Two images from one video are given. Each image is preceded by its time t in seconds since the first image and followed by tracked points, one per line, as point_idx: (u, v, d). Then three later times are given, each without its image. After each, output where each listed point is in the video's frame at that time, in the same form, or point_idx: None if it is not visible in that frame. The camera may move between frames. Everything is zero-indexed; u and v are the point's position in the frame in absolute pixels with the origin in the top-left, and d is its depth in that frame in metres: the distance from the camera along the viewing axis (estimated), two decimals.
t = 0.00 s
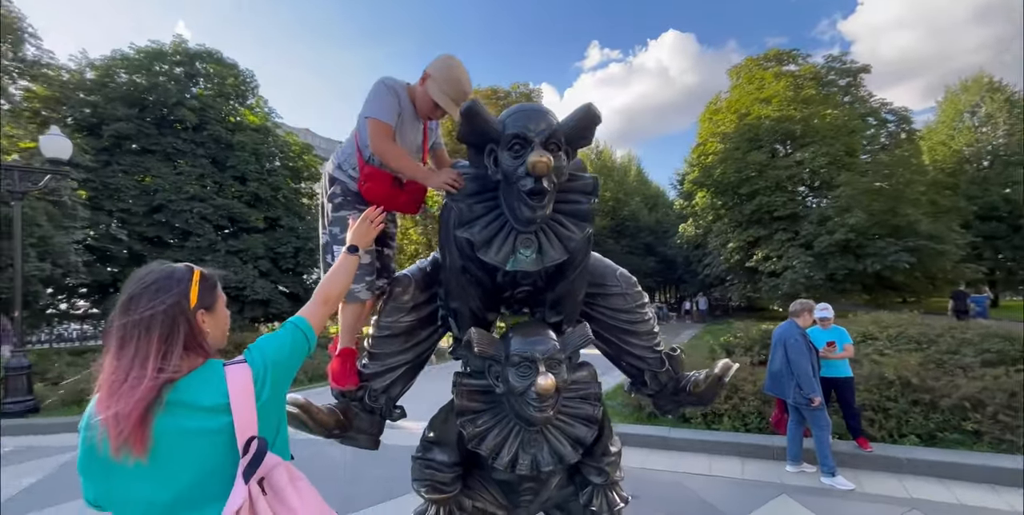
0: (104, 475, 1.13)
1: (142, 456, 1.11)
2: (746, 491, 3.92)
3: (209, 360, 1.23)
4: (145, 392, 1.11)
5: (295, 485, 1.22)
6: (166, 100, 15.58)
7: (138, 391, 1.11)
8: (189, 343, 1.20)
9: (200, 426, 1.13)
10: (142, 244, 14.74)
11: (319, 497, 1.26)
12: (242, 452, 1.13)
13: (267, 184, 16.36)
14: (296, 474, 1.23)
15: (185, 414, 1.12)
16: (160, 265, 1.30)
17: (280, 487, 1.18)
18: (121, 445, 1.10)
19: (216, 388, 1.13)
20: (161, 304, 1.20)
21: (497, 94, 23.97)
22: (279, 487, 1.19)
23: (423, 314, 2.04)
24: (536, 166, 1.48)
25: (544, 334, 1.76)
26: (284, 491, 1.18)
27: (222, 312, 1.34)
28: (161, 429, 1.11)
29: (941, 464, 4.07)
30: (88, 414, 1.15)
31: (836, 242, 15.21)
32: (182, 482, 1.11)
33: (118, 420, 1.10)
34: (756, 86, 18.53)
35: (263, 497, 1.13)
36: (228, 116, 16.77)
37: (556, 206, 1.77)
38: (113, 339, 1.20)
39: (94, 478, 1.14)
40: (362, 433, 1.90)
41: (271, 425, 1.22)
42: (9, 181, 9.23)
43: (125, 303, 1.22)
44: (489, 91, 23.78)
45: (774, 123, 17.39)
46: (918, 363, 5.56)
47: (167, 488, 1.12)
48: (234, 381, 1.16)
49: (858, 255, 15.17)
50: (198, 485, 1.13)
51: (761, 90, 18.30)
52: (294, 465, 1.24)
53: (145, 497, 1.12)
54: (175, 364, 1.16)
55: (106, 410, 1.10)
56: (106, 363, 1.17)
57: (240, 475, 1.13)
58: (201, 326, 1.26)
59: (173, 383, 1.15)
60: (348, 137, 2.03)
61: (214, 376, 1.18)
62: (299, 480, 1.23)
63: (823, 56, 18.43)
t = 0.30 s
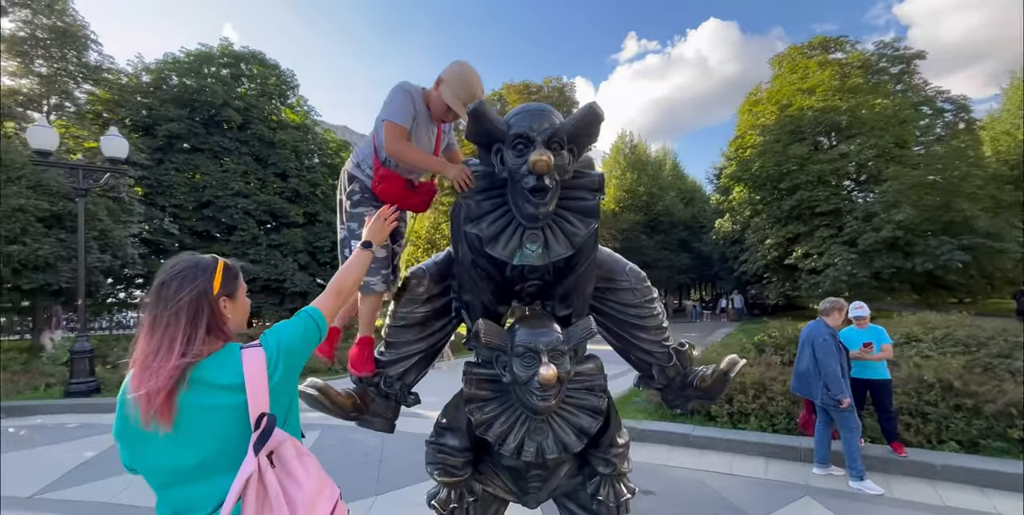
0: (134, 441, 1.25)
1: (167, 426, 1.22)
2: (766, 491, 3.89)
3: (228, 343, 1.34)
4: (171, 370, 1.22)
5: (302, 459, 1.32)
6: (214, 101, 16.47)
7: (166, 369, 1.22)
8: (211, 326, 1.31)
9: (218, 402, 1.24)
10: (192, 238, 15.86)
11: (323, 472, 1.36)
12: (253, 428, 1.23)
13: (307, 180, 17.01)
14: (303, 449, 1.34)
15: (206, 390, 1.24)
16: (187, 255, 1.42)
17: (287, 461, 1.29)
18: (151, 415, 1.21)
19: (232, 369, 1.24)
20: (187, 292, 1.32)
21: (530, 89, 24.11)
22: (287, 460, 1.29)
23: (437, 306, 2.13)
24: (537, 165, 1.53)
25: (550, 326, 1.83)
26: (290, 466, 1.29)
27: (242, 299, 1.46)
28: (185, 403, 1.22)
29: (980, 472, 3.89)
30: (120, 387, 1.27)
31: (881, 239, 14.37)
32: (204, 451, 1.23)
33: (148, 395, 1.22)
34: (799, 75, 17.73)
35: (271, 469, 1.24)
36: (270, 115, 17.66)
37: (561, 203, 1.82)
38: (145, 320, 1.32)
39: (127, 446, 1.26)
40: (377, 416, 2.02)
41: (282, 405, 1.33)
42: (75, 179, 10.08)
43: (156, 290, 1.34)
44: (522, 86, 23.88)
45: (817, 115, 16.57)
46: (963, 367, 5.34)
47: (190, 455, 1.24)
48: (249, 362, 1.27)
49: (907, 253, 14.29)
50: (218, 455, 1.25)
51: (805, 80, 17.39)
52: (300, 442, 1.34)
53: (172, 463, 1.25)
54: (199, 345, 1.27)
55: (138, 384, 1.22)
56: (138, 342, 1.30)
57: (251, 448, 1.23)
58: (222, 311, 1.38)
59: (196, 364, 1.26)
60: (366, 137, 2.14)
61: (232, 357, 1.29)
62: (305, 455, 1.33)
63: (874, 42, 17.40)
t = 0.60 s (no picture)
0: (134, 425, 1.32)
1: (163, 411, 1.29)
2: (783, 494, 3.81)
3: (222, 334, 1.42)
4: (169, 358, 1.29)
5: (286, 448, 1.38)
6: (249, 98, 17.02)
7: (164, 357, 1.29)
8: (208, 318, 1.39)
9: (212, 390, 1.31)
10: (229, 231, 16.55)
11: (307, 460, 1.42)
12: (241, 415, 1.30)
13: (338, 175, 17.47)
14: (288, 438, 1.40)
15: (200, 379, 1.31)
16: (187, 250, 1.50)
17: (272, 449, 1.35)
18: (149, 400, 1.29)
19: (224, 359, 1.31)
20: (187, 285, 1.41)
21: (557, 82, 23.98)
22: (273, 449, 1.36)
23: (439, 301, 2.17)
24: (528, 163, 1.53)
25: (546, 322, 1.85)
26: (275, 454, 1.35)
27: (238, 293, 1.54)
28: (180, 389, 1.29)
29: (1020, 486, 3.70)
30: (121, 374, 1.35)
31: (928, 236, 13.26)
32: (196, 435, 1.29)
33: (147, 381, 1.29)
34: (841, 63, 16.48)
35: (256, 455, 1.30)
36: (303, 111, 18.18)
37: (556, 200, 1.82)
38: (146, 311, 1.40)
39: (124, 430, 1.33)
40: (380, 406, 2.08)
41: (270, 395, 1.39)
42: (120, 175, 10.64)
43: (158, 283, 1.42)
44: (549, 79, 23.76)
45: (858, 106, 14.19)
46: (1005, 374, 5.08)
47: (184, 440, 1.31)
48: (241, 352, 1.34)
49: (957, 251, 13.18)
50: (210, 439, 1.32)
51: (845, 68, 14.53)
52: (286, 430, 1.40)
53: (167, 447, 1.31)
54: (196, 335, 1.34)
55: (137, 370, 1.29)
56: (138, 331, 1.37)
57: (239, 434, 1.30)
58: (219, 304, 1.46)
59: (191, 352, 1.32)
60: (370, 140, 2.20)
61: (227, 347, 1.36)
62: (290, 443, 1.39)
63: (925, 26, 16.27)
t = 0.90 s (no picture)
0: (118, 403, 1.39)
1: (145, 390, 1.35)
2: (795, 495, 3.72)
3: (205, 315, 1.48)
4: (152, 337, 1.36)
5: (262, 429, 1.42)
6: (276, 93, 17.43)
7: (148, 336, 1.36)
8: (191, 301, 1.45)
9: (193, 371, 1.37)
10: (257, 224, 17.01)
11: (282, 440, 1.46)
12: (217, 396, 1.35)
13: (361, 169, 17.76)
14: (264, 419, 1.44)
15: (181, 359, 1.37)
16: (173, 235, 1.56)
17: (249, 429, 1.40)
18: (132, 378, 1.35)
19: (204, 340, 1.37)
20: (170, 268, 1.46)
21: (581, 74, 23.78)
22: (251, 429, 1.40)
23: (434, 289, 2.17)
24: (511, 149, 1.52)
25: (536, 311, 1.83)
26: (251, 434, 1.40)
27: (222, 276, 1.57)
28: (161, 367, 1.35)
29: None
30: (108, 353, 1.42)
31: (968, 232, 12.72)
32: (177, 414, 1.36)
33: (130, 360, 1.36)
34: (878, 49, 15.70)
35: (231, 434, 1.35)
36: (329, 105, 18.52)
37: (548, 187, 1.79)
38: (132, 293, 1.46)
39: (111, 406, 1.40)
40: (373, 392, 2.10)
41: (250, 374, 1.43)
42: (153, 168, 11.06)
43: (144, 266, 1.48)
44: (572, 71, 23.55)
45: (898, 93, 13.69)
46: None
47: (165, 418, 1.37)
48: (221, 334, 1.39)
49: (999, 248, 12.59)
50: (189, 417, 1.38)
51: (885, 55, 14.47)
52: (263, 412, 1.45)
53: (148, 424, 1.38)
54: (178, 316, 1.40)
55: (121, 349, 1.36)
56: (126, 312, 1.44)
57: (215, 414, 1.35)
58: (203, 288, 1.51)
59: (173, 334, 1.38)
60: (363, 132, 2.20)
61: (207, 329, 1.42)
62: (266, 424, 1.43)
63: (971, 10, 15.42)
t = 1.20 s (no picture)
0: (112, 374, 1.52)
1: (136, 359, 1.47)
2: (803, 488, 3.65)
3: (192, 290, 1.59)
4: (140, 310, 1.46)
5: (242, 399, 1.49)
6: (297, 84, 17.70)
7: (136, 309, 1.47)
8: (177, 276, 1.56)
9: (181, 341, 1.48)
10: (279, 213, 17.37)
11: (264, 411, 1.53)
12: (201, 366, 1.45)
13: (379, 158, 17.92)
14: (246, 390, 1.51)
15: (169, 330, 1.48)
16: (159, 213, 1.65)
17: (229, 399, 1.47)
18: (122, 349, 1.47)
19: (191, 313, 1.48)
20: (156, 244, 1.56)
21: (600, 62, 23.48)
22: (232, 399, 1.48)
23: (429, 271, 2.17)
24: (493, 127, 1.50)
25: (525, 293, 1.83)
26: (233, 404, 1.47)
27: (210, 251, 1.68)
28: (149, 338, 1.47)
29: None
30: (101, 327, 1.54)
31: (1005, 224, 12.15)
32: (165, 382, 1.48)
33: (121, 331, 1.47)
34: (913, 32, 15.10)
35: (212, 403, 1.43)
36: (348, 96, 18.71)
37: (537, 168, 1.78)
38: (122, 268, 1.57)
39: (105, 375, 1.53)
40: (369, 372, 2.15)
41: (235, 346, 1.55)
42: (177, 157, 11.33)
43: (132, 243, 1.58)
44: (592, 60, 23.27)
45: (933, 79, 13.21)
46: None
47: (154, 388, 1.49)
48: (207, 309, 1.50)
49: None
50: (176, 387, 1.50)
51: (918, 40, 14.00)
52: (245, 383, 1.52)
53: (141, 393, 1.50)
54: (163, 290, 1.51)
55: (112, 321, 1.47)
56: (116, 286, 1.55)
57: (198, 384, 1.44)
58: (190, 263, 1.61)
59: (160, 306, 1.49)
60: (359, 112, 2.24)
61: (193, 303, 1.53)
62: (248, 395, 1.50)
63: None
